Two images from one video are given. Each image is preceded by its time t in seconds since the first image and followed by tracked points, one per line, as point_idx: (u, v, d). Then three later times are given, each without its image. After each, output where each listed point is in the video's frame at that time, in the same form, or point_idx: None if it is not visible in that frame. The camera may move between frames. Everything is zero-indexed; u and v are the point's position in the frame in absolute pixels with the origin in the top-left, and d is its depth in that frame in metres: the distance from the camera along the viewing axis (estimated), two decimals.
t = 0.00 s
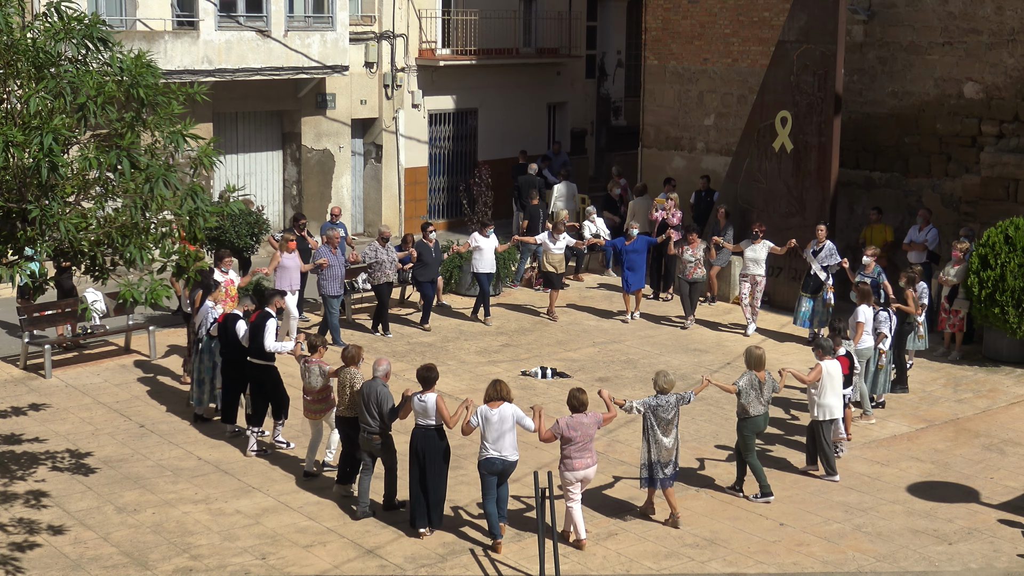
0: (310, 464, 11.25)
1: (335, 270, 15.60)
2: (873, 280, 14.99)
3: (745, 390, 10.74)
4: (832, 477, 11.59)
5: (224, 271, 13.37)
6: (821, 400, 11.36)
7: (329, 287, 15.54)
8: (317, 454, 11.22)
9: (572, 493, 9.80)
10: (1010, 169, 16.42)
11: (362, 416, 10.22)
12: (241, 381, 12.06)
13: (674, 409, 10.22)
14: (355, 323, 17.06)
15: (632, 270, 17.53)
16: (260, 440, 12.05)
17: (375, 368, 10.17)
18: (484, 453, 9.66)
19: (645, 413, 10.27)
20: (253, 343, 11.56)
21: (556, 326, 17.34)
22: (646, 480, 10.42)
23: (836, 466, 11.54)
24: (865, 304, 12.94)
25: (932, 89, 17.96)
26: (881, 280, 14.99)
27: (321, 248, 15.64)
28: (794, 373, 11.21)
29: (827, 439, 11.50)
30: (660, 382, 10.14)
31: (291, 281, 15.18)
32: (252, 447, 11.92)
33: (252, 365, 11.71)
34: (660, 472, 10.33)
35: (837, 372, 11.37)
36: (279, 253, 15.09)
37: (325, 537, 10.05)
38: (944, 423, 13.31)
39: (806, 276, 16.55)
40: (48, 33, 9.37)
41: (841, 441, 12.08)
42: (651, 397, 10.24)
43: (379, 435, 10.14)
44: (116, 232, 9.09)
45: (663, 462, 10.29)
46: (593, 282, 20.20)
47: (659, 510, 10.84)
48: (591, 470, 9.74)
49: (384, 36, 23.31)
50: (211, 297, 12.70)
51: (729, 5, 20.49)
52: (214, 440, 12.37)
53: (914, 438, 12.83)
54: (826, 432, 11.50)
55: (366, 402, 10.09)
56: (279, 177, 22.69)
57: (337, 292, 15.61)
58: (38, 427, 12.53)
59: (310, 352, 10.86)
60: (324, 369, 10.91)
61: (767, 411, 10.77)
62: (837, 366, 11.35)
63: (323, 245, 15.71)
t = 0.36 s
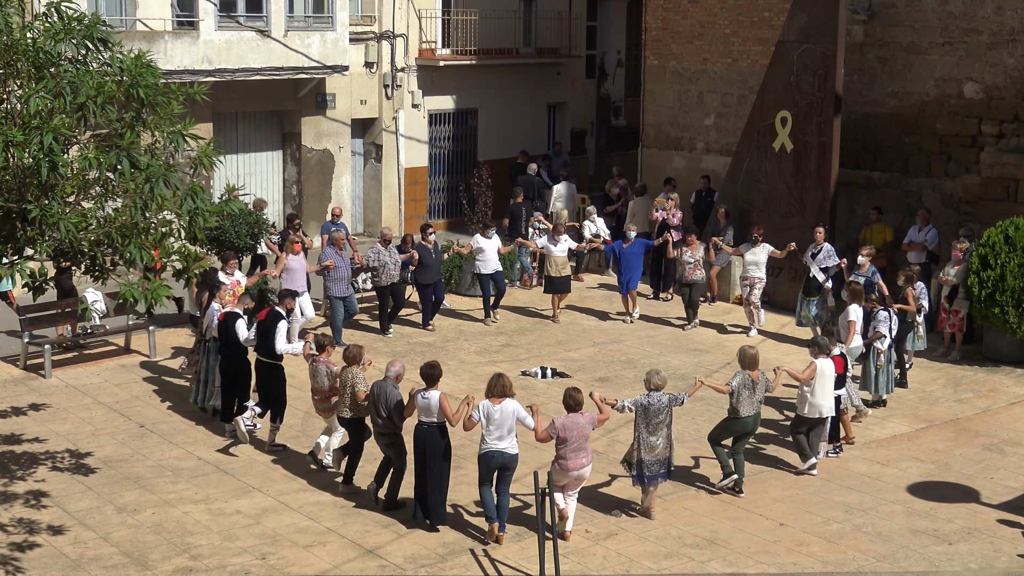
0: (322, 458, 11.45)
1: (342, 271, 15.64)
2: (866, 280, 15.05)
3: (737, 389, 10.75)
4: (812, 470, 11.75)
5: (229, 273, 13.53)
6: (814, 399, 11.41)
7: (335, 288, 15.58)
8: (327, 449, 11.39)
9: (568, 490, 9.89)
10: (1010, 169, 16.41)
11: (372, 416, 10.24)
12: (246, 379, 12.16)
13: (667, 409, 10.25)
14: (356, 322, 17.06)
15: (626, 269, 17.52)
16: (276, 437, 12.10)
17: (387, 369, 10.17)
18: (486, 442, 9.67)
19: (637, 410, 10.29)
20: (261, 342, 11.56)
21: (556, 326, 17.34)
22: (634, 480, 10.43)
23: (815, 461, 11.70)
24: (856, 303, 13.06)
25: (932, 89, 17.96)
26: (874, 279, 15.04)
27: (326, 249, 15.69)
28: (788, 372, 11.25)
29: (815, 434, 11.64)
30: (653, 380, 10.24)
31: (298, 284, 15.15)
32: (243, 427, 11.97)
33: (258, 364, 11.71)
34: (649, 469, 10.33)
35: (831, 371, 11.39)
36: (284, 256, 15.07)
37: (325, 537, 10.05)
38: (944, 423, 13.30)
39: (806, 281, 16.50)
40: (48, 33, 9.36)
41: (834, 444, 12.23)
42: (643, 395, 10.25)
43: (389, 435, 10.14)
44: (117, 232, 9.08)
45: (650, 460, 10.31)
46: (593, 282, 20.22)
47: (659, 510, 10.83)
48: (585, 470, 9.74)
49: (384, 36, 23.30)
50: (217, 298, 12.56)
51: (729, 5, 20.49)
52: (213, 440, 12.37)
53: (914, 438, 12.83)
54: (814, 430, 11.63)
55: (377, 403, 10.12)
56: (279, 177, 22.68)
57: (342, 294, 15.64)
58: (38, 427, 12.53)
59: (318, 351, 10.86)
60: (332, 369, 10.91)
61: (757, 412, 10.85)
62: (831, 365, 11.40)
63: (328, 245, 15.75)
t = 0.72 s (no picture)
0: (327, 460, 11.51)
1: (343, 271, 15.65)
2: (864, 280, 15.04)
3: (733, 389, 10.76)
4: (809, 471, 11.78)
5: (232, 273, 13.58)
6: (809, 400, 11.42)
7: (335, 287, 15.59)
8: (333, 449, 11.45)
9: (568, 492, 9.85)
10: (1010, 168, 16.41)
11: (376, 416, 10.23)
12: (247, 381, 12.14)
13: (666, 411, 10.26)
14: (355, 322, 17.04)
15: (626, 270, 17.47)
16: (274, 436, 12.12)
17: (390, 368, 10.15)
18: (486, 447, 9.68)
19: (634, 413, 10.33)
20: (261, 342, 11.56)
21: (556, 326, 17.33)
22: (619, 472, 10.50)
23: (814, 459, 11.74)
24: (853, 302, 13.03)
25: (932, 89, 17.96)
26: (872, 280, 15.03)
27: (329, 250, 15.70)
28: (784, 369, 11.34)
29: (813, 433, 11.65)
30: (651, 382, 10.24)
31: (299, 283, 15.15)
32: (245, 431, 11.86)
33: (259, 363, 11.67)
34: (638, 465, 10.40)
35: (827, 372, 11.42)
36: (286, 256, 15.06)
37: (325, 537, 10.05)
38: (944, 424, 13.30)
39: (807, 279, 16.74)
40: (48, 33, 9.36)
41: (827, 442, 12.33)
42: (641, 397, 10.29)
43: (392, 436, 10.15)
44: (116, 232, 9.08)
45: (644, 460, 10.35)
46: (593, 282, 20.21)
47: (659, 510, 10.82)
48: (581, 470, 9.72)
49: (384, 36, 23.29)
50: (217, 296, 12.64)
51: (729, 5, 20.49)
52: (213, 440, 12.37)
53: (914, 438, 12.83)
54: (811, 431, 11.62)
55: (380, 403, 10.11)
56: (279, 177, 22.67)
57: (344, 294, 15.63)
58: (38, 427, 12.53)
59: (318, 350, 10.84)
60: (332, 369, 10.88)
61: (753, 413, 10.83)
62: (827, 365, 11.44)
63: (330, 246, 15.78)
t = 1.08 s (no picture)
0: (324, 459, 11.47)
1: (345, 271, 15.64)
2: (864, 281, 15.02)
3: (735, 388, 10.75)
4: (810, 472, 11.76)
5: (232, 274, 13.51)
6: (811, 399, 11.37)
7: (339, 288, 15.61)
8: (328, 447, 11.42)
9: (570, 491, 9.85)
10: (1010, 169, 16.41)
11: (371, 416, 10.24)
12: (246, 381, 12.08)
13: (669, 407, 10.28)
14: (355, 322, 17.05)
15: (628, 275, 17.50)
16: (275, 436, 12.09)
17: (386, 370, 10.15)
18: (487, 443, 9.67)
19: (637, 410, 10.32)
20: (259, 342, 11.51)
21: (556, 326, 17.33)
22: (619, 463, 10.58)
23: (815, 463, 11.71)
24: (854, 304, 12.98)
25: (932, 89, 17.96)
26: (873, 280, 15.00)
27: (331, 249, 15.70)
28: (786, 372, 11.26)
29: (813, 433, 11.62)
30: (654, 377, 10.28)
31: (300, 282, 15.12)
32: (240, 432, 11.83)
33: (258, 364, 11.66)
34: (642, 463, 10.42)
35: (829, 371, 11.41)
36: (288, 256, 15.08)
37: (325, 537, 10.05)
38: (944, 423, 13.30)
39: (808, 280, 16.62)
40: (48, 33, 9.36)
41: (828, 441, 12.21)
42: (644, 394, 10.29)
43: (387, 437, 10.16)
44: (117, 232, 9.08)
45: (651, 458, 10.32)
46: (593, 282, 20.21)
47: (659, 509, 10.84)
48: (584, 469, 9.73)
49: (384, 36, 23.29)
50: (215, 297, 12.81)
51: (729, 5, 20.49)
52: (213, 440, 12.37)
53: (914, 438, 12.83)
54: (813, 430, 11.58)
55: (375, 402, 10.12)
56: (279, 177, 22.68)
57: (346, 294, 15.66)
58: (38, 427, 12.53)
59: (313, 352, 10.84)
60: (328, 370, 10.89)
61: (755, 412, 10.84)
62: (828, 365, 11.42)
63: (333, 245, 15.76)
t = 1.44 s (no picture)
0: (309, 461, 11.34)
1: (343, 269, 15.56)
2: (867, 280, 15.08)
3: (740, 389, 10.73)
4: (820, 478, 11.57)
5: (228, 272, 13.45)
6: (816, 402, 11.30)
7: (336, 285, 15.56)
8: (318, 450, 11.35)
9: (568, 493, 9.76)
10: (1010, 169, 16.41)
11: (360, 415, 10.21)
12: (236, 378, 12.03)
13: (676, 410, 10.24)
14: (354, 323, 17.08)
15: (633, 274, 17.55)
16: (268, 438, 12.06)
17: (374, 367, 10.10)
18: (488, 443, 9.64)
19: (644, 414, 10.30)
20: (246, 343, 11.49)
21: (556, 326, 17.33)
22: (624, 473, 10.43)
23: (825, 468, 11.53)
24: (863, 305, 12.97)
25: (932, 89, 17.96)
26: (875, 280, 15.08)
27: (331, 247, 15.68)
28: (790, 374, 11.18)
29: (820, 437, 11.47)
30: (662, 381, 10.20)
31: (300, 282, 15.04)
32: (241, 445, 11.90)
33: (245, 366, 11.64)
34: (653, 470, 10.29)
35: (833, 375, 11.35)
36: (289, 253, 15.04)
37: (325, 537, 10.05)
38: (944, 423, 13.30)
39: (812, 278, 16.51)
40: (48, 33, 9.37)
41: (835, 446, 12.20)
42: (651, 398, 10.26)
43: (377, 435, 10.14)
44: (117, 232, 9.08)
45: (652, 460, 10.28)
46: (593, 281, 20.20)
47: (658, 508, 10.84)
48: (585, 470, 9.70)
49: (384, 36, 23.29)
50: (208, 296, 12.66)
51: (729, 5, 20.49)
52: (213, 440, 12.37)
53: (914, 438, 12.83)
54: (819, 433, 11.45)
55: (363, 401, 10.08)
56: (279, 177, 22.68)
57: (344, 292, 15.64)
58: (38, 427, 12.53)
59: (303, 352, 10.79)
60: (319, 370, 10.85)
61: (762, 411, 10.81)
62: (832, 369, 11.36)
63: (332, 244, 15.76)
